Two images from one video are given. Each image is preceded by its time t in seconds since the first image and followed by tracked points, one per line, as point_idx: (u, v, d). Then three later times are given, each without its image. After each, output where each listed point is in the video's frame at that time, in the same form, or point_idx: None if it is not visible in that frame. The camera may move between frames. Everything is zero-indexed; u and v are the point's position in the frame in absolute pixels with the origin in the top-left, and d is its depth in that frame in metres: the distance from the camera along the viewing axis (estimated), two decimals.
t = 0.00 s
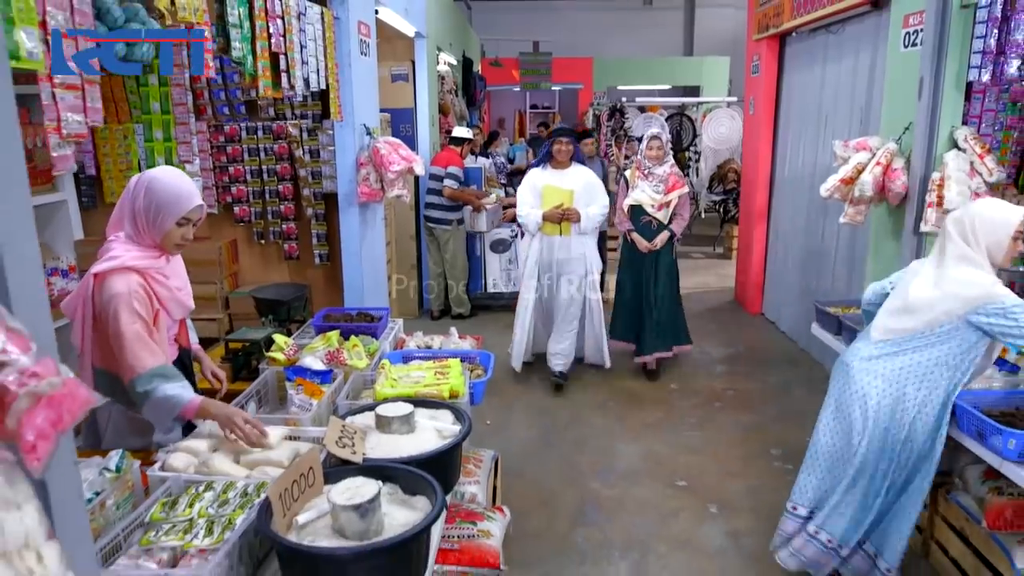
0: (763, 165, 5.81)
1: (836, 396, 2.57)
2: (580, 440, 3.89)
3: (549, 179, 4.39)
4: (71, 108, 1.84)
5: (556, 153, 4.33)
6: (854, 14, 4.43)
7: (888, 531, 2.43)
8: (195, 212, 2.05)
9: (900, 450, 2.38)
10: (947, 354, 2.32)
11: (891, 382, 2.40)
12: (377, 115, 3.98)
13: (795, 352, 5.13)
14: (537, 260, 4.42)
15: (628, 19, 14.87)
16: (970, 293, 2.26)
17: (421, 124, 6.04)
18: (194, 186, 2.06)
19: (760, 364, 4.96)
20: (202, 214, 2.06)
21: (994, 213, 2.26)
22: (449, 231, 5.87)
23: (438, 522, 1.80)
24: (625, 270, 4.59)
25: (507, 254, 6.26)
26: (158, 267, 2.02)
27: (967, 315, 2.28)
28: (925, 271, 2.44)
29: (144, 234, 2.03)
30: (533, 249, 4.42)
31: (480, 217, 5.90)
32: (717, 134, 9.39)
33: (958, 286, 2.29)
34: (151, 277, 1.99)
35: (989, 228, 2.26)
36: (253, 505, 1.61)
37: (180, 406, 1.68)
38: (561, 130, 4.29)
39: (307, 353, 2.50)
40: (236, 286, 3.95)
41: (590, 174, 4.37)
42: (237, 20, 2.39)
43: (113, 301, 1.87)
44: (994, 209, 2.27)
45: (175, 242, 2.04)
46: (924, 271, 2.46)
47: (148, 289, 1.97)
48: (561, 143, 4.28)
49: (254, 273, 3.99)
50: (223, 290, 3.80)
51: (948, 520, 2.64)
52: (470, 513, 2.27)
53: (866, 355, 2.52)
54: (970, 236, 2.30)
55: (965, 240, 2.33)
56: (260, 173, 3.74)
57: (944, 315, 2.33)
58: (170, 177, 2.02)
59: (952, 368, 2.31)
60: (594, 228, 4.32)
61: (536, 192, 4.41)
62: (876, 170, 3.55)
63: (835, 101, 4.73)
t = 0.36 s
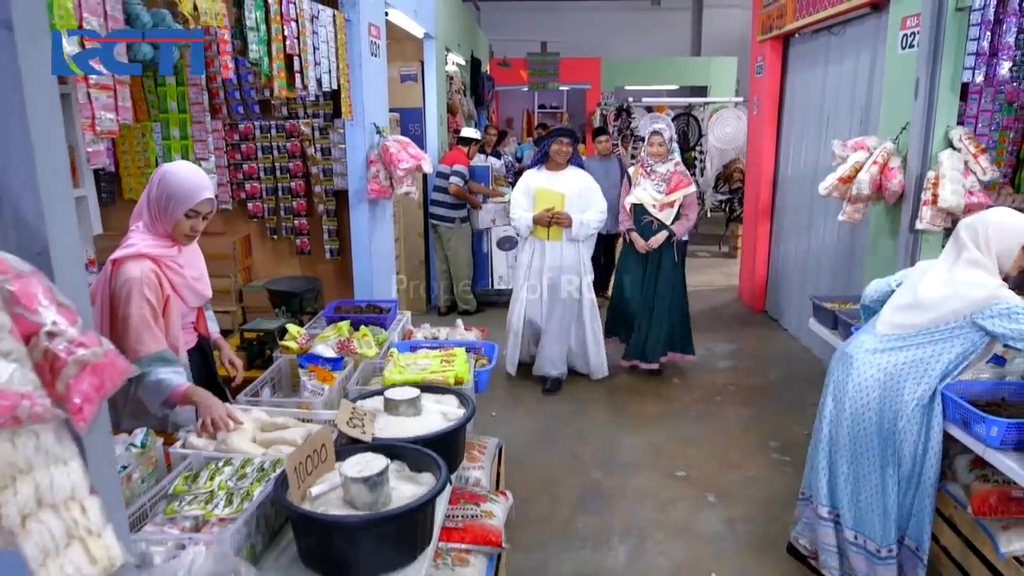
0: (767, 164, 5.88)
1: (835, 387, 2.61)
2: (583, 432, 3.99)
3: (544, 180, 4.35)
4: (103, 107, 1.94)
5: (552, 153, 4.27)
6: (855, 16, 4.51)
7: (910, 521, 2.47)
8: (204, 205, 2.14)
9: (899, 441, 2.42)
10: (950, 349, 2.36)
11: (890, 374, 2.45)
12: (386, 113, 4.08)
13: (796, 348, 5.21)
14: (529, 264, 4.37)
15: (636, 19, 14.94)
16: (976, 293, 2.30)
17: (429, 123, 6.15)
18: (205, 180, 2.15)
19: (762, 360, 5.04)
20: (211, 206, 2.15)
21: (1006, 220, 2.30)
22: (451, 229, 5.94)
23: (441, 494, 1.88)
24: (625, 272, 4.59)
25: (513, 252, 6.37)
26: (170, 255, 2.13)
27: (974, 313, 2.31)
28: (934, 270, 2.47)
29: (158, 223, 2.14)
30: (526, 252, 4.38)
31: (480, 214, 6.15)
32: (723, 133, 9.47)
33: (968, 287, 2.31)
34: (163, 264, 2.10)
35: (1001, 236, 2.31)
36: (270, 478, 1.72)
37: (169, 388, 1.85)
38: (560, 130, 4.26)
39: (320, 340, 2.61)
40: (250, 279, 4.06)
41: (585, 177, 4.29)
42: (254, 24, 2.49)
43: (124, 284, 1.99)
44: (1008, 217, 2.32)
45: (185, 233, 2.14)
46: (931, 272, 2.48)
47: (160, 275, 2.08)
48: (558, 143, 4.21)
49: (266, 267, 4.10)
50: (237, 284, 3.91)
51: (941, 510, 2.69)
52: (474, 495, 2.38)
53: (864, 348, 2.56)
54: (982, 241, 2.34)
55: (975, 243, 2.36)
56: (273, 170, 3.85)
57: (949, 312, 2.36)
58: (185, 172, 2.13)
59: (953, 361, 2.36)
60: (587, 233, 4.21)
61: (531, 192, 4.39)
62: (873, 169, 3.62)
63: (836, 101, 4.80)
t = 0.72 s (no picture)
0: (771, 164, 5.94)
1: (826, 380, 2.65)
2: (585, 426, 4.08)
3: (536, 182, 4.19)
4: (129, 108, 2.07)
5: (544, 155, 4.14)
6: (857, 18, 4.58)
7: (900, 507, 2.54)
8: (212, 196, 2.24)
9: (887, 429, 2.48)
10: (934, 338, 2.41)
11: (880, 365, 2.49)
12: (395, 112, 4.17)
13: (797, 346, 5.28)
14: (526, 270, 4.22)
15: (644, 20, 15.00)
16: (954, 280, 2.35)
17: (438, 123, 6.26)
18: (212, 173, 2.25)
19: (763, 357, 5.11)
20: (218, 198, 2.24)
21: (988, 213, 2.35)
22: (461, 226, 6.06)
23: (444, 472, 1.96)
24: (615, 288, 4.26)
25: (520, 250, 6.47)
26: (181, 244, 2.24)
27: (952, 299, 2.36)
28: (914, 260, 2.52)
29: (170, 214, 2.25)
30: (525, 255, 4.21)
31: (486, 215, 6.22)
32: (729, 134, 9.54)
33: (947, 275, 2.36)
34: (175, 253, 2.22)
35: (982, 227, 2.36)
36: (281, 457, 1.82)
37: (184, 368, 1.91)
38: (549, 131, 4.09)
39: (328, 332, 2.72)
40: (261, 274, 4.18)
41: (582, 178, 4.20)
42: (268, 28, 2.61)
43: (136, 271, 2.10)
44: (989, 209, 2.36)
45: (195, 223, 2.24)
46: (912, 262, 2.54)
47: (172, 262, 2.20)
48: (549, 144, 4.10)
49: (277, 263, 4.22)
50: (249, 279, 4.02)
51: (930, 500, 2.78)
52: (475, 480, 2.48)
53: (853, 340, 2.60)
54: (962, 232, 2.39)
55: (954, 232, 2.42)
56: (285, 169, 3.96)
57: (930, 300, 2.41)
58: (192, 165, 2.22)
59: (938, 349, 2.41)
60: (587, 234, 4.11)
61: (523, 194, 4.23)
62: (870, 169, 3.71)
63: (838, 102, 4.87)
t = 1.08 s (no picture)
0: (763, 165, 6.03)
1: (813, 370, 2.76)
2: (577, 420, 4.17)
3: (516, 183, 4.07)
4: (136, 106, 2.16)
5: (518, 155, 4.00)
6: (845, 21, 4.67)
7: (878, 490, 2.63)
8: (211, 189, 2.32)
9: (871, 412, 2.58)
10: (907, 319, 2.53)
11: (862, 351, 2.60)
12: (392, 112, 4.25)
13: (788, 343, 5.37)
14: (505, 275, 4.11)
15: (642, 23, 15.11)
16: (910, 258, 2.47)
17: (435, 124, 6.36)
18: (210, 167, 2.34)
19: (754, 354, 5.21)
20: (217, 190, 2.33)
21: (946, 197, 2.46)
22: (458, 226, 6.15)
23: (434, 457, 2.04)
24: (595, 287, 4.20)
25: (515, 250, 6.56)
26: (183, 237, 2.33)
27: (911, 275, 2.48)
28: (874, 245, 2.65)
29: (171, 208, 2.34)
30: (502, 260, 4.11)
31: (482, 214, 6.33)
32: (724, 136, 9.63)
33: (904, 254, 2.49)
34: (177, 245, 2.30)
35: (938, 210, 2.48)
36: (279, 441, 1.91)
37: (186, 353, 1.87)
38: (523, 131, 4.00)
39: (325, 326, 2.80)
40: (260, 272, 4.26)
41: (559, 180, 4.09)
42: (268, 30, 2.69)
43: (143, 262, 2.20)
44: (947, 192, 2.47)
45: (196, 216, 2.33)
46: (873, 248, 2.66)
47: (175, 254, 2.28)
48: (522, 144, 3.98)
49: (276, 261, 4.30)
50: (248, 276, 4.10)
51: (908, 488, 2.89)
52: (467, 468, 2.57)
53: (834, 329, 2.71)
54: (920, 216, 2.51)
55: (909, 214, 2.54)
56: (284, 168, 4.05)
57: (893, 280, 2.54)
58: (191, 160, 2.31)
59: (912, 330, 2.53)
60: (566, 237, 4.02)
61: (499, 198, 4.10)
62: (855, 169, 3.80)
63: (827, 104, 4.96)
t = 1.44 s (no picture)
0: (758, 164, 6.11)
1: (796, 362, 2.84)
2: (573, 414, 4.25)
3: (501, 185, 3.99)
4: (143, 105, 2.24)
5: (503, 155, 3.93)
6: (837, 23, 4.74)
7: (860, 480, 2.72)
8: (209, 183, 2.40)
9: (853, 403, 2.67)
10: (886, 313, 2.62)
11: (844, 343, 2.68)
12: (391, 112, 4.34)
13: (782, 340, 5.44)
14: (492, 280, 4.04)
15: (642, 24, 15.18)
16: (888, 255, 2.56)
17: (435, 124, 6.45)
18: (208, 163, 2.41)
19: (748, 351, 5.28)
20: (214, 184, 2.41)
21: (922, 194, 2.56)
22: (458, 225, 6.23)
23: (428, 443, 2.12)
24: (585, 290, 4.18)
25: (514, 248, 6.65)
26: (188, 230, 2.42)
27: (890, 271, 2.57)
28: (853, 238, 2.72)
29: (174, 202, 2.43)
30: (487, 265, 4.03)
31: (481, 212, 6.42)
32: (722, 137, 9.71)
33: (884, 250, 2.57)
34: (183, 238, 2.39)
35: (915, 206, 2.57)
36: (279, 425, 1.99)
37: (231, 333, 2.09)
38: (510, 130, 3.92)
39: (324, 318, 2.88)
40: (262, 268, 4.35)
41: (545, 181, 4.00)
42: (269, 31, 2.77)
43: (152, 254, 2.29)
44: (923, 189, 2.57)
45: (195, 210, 2.41)
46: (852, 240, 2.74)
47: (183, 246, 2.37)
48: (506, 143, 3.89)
49: (277, 256, 4.40)
50: (251, 272, 4.20)
51: (892, 479, 2.96)
52: (460, 457, 2.65)
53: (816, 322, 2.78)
54: (897, 210, 2.60)
55: (888, 209, 2.62)
56: (285, 166, 4.15)
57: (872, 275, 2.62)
58: (189, 155, 2.39)
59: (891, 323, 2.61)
60: (552, 240, 3.90)
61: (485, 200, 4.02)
62: (844, 167, 3.87)
63: (820, 104, 5.03)
